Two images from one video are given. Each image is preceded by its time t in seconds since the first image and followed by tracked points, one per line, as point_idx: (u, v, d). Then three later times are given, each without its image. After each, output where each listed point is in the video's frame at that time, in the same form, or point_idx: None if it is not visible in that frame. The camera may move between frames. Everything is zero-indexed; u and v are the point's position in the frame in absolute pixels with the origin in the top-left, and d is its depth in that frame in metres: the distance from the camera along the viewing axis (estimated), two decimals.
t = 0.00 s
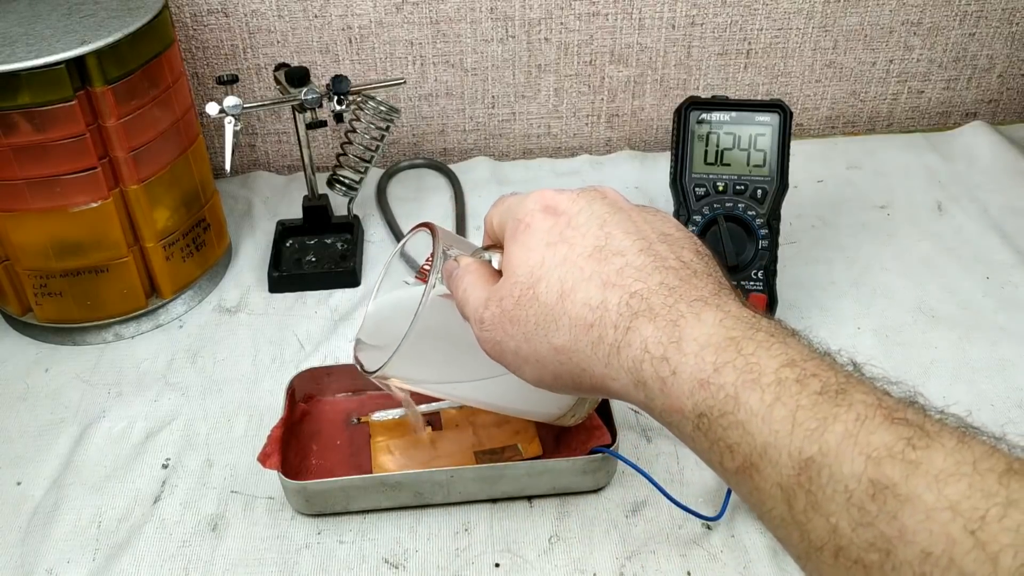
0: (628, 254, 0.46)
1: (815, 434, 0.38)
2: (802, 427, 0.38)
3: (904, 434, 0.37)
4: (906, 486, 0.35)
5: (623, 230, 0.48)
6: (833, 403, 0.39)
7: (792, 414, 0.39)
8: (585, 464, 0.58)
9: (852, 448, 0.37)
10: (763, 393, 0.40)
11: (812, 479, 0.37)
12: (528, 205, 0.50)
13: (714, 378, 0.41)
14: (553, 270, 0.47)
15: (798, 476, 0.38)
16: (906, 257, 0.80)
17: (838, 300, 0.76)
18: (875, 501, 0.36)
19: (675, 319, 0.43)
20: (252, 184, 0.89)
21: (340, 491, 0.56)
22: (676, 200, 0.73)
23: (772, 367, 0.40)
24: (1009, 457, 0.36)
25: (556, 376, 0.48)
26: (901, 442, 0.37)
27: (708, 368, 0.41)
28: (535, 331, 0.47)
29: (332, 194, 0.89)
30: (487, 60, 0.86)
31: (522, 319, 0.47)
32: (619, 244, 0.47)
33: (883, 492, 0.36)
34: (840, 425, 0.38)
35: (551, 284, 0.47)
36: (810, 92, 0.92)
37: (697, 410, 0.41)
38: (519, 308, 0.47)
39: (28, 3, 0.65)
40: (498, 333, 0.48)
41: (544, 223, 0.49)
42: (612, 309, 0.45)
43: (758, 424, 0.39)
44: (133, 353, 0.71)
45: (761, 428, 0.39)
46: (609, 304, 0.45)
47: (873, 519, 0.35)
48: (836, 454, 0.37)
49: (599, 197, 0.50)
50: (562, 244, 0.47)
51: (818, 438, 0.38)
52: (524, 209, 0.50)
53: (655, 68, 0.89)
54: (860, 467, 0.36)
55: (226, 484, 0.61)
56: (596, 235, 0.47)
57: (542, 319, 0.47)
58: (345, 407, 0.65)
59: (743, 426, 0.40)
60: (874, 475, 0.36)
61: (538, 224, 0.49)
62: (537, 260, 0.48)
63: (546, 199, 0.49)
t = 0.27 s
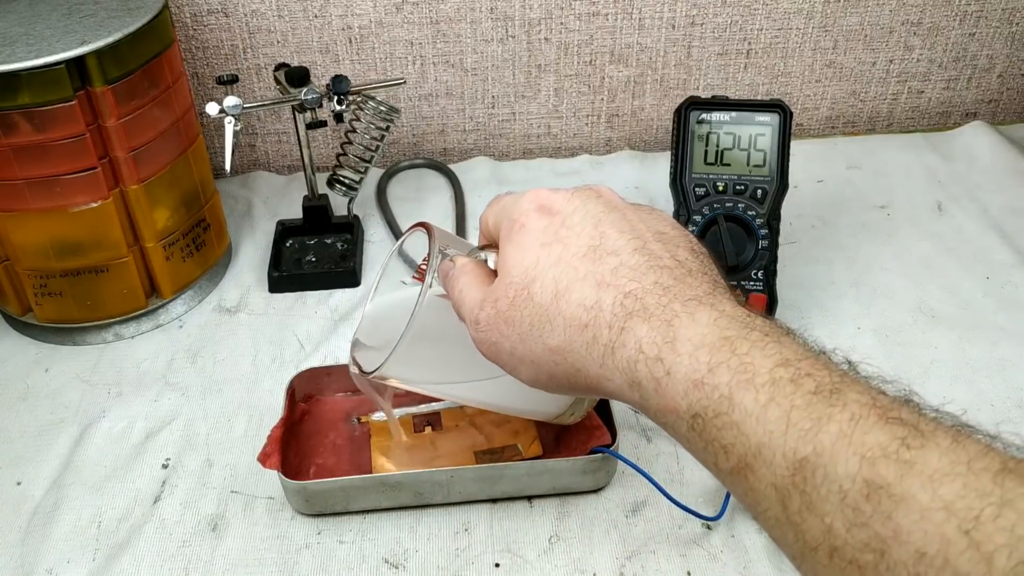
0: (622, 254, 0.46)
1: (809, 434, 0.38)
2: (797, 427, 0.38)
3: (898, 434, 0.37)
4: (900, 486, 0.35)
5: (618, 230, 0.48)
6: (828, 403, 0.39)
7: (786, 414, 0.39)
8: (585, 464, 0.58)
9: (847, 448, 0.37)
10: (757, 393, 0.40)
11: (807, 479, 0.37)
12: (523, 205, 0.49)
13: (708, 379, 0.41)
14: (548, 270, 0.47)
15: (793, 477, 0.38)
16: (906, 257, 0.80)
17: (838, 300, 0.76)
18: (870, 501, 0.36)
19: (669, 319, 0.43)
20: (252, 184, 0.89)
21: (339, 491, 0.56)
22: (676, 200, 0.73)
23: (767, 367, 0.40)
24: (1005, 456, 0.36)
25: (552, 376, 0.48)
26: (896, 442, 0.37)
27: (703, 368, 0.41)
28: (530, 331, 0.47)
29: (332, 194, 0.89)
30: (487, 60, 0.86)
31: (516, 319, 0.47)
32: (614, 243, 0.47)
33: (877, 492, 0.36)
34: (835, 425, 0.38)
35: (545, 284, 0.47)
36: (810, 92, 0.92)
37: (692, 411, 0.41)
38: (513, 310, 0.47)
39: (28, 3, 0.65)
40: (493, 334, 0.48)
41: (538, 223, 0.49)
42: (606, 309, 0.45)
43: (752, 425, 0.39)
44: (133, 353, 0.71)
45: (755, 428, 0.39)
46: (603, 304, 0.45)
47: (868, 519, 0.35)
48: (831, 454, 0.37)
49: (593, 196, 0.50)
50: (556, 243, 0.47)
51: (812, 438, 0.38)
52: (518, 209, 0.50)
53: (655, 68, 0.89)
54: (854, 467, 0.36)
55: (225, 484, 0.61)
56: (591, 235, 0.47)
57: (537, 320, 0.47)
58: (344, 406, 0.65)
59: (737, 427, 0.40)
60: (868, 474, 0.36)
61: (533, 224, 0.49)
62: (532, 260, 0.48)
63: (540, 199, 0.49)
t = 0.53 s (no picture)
0: (620, 256, 0.46)
1: (807, 437, 0.38)
2: (795, 430, 0.38)
3: (896, 437, 0.37)
4: (899, 489, 0.35)
5: (616, 232, 0.48)
6: (826, 406, 0.39)
7: (785, 417, 0.39)
8: (585, 465, 0.58)
9: (845, 451, 0.37)
10: (756, 395, 0.40)
11: (805, 482, 0.37)
12: (522, 208, 0.49)
13: (706, 381, 0.41)
14: (546, 273, 0.47)
15: (791, 480, 0.38)
16: (906, 257, 0.80)
17: (838, 300, 0.75)
18: (868, 504, 0.36)
19: (667, 321, 0.43)
20: (252, 184, 0.89)
21: (340, 490, 0.56)
22: (676, 200, 0.73)
23: (765, 370, 0.40)
24: (1003, 458, 0.36)
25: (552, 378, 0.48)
26: (894, 445, 0.37)
27: (702, 370, 0.41)
28: (529, 334, 0.47)
29: (332, 195, 0.89)
30: (487, 60, 0.86)
31: (516, 322, 0.47)
32: (612, 245, 0.47)
33: (876, 495, 0.36)
34: (833, 428, 0.38)
35: (544, 287, 0.47)
36: (810, 92, 0.92)
37: (690, 413, 0.41)
38: (513, 312, 0.47)
39: (28, 3, 0.65)
40: (493, 337, 0.48)
41: (537, 225, 0.49)
42: (605, 312, 0.45)
43: (751, 427, 0.39)
44: (133, 353, 0.71)
45: (754, 431, 0.39)
46: (601, 307, 0.45)
47: (867, 522, 0.35)
48: (829, 457, 0.37)
49: (591, 198, 0.50)
50: (555, 246, 0.47)
51: (810, 441, 0.38)
52: (517, 211, 0.50)
53: (655, 68, 0.89)
54: (853, 470, 0.36)
55: (225, 485, 0.61)
56: (589, 236, 0.47)
57: (537, 322, 0.47)
58: (344, 407, 0.65)
59: (736, 430, 0.40)
60: (867, 477, 0.36)
61: (531, 226, 0.49)
62: (531, 262, 0.47)
63: (539, 201, 0.49)
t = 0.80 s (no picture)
0: (618, 257, 0.46)
1: (805, 438, 0.38)
2: (793, 431, 0.38)
3: (894, 437, 0.37)
4: (896, 489, 0.35)
5: (614, 233, 0.48)
6: (824, 407, 0.38)
7: (783, 418, 0.39)
8: (585, 465, 0.58)
9: (843, 452, 0.37)
10: (754, 397, 0.40)
11: (803, 483, 0.37)
12: (520, 210, 0.49)
13: (704, 383, 0.41)
14: (544, 275, 0.47)
15: (789, 481, 0.38)
16: (906, 257, 0.80)
17: (838, 300, 0.75)
18: (866, 505, 0.36)
19: (665, 322, 0.43)
20: (252, 184, 0.89)
21: (340, 491, 0.56)
22: (676, 200, 0.73)
23: (763, 371, 0.40)
24: (1001, 458, 0.36)
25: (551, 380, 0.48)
26: (892, 446, 0.37)
27: (700, 372, 0.41)
28: (527, 337, 0.47)
29: (332, 195, 0.89)
30: (487, 60, 0.86)
31: (515, 326, 0.47)
32: (610, 246, 0.47)
33: (874, 495, 0.36)
34: (831, 429, 0.38)
35: (541, 289, 0.47)
36: (810, 92, 0.92)
37: (689, 414, 0.41)
38: (512, 315, 0.47)
39: (27, 3, 0.65)
40: (493, 341, 0.48)
41: (535, 227, 0.49)
42: (603, 314, 0.45)
43: (749, 428, 0.39)
44: (132, 353, 0.71)
45: (752, 432, 0.39)
46: (599, 309, 0.45)
47: (865, 523, 0.35)
48: (827, 458, 0.37)
49: (590, 199, 0.50)
50: (553, 248, 0.47)
51: (808, 442, 0.38)
52: (515, 213, 0.50)
53: (655, 68, 0.89)
54: (851, 471, 0.36)
55: (225, 485, 0.61)
56: (587, 237, 0.47)
57: (535, 325, 0.47)
58: (344, 407, 0.65)
59: (734, 431, 0.40)
60: (865, 478, 0.36)
61: (529, 228, 0.49)
62: (529, 265, 0.47)
63: (537, 203, 0.49)
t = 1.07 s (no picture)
0: (616, 255, 0.46)
1: (803, 436, 0.38)
2: (792, 428, 0.38)
3: (893, 434, 0.37)
4: (895, 487, 0.35)
5: (612, 230, 0.48)
6: (822, 404, 0.38)
7: (781, 416, 0.39)
8: (584, 464, 0.58)
9: (841, 449, 0.37)
10: (752, 394, 0.40)
11: (802, 481, 0.37)
12: (518, 208, 0.50)
13: (703, 381, 0.41)
14: (542, 274, 0.47)
15: (788, 479, 0.38)
16: (906, 257, 0.80)
17: (838, 300, 0.75)
18: (865, 503, 0.36)
19: (663, 321, 0.43)
20: (252, 184, 0.89)
21: (340, 490, 0.56)
22: (676, 200, 0.73)
23: (761, 368, 0.40)
24: (1001, 455, 0.36)
25: (551, 378, 0.48)
26: (891, 443, 0.37)
27: (698, 370, 0.41)
28: (525, 336, 0.47)
29: (332, 194, 0.89)
30: (487, 60, 0.86)
31: (513, 325, 0.47)
32: (608, 244, 0.47)
33: (873, 493, 0.36)
34: (829, 426, 0.38)
35: (540, 288, 0.47)
36: (810, 92, 0.92)
37: (687, 412, 0.41)
38: (510, 314, 0.47)
39: (27, 3, 0.65)
40: (492, 340, 0.48)
41: (533, 225, 0.49)
42: (601, 312, 0.45)
43: (748, 426, 0.39)
44: (132, 353, 0.71)
45: (750, 430, 0.39)
46: (597, 307, 0.45)
47: (863, 521, 0.35)
48: (826, 456, 0.37)
49: (588, 197, 0.50)
50: (551, 246, 0.47)
51: (807, 440, 0.38)
52: (513, 212, 0.50)
53: (655, 69, 0.89)
54: (850, 468, 0.36)
55: (226, 484, 0.61)
56: (585, 235, 0.47)
57: (534, 324, 0.47)
58: (344, 407, 0.65)
59: (733, 429, 0.40)
60: (864, 476, 0.36)
61: (527, 226, 0.49)
62: (527, 263, 0.48)
63: (535, 201, 0.50)
